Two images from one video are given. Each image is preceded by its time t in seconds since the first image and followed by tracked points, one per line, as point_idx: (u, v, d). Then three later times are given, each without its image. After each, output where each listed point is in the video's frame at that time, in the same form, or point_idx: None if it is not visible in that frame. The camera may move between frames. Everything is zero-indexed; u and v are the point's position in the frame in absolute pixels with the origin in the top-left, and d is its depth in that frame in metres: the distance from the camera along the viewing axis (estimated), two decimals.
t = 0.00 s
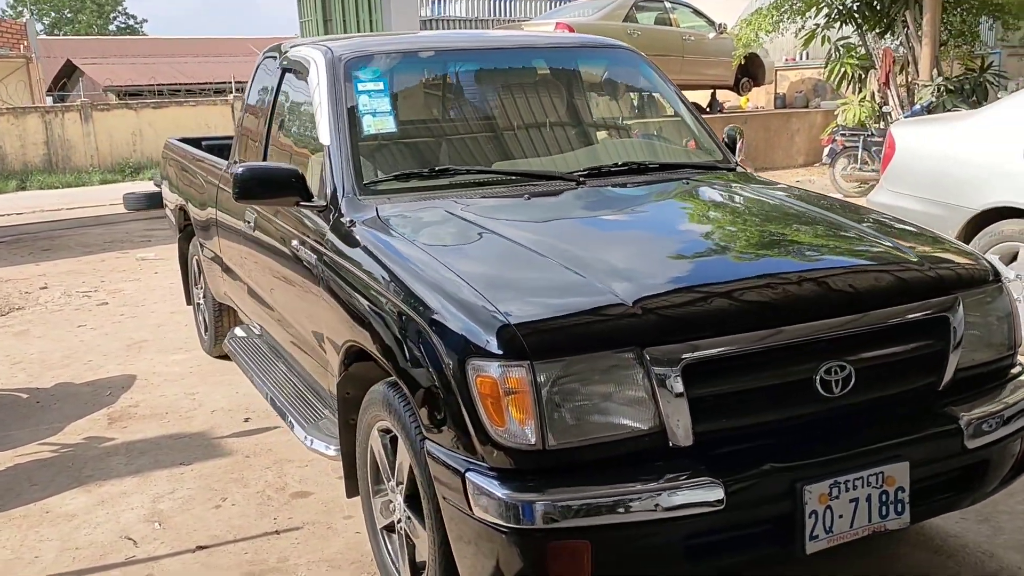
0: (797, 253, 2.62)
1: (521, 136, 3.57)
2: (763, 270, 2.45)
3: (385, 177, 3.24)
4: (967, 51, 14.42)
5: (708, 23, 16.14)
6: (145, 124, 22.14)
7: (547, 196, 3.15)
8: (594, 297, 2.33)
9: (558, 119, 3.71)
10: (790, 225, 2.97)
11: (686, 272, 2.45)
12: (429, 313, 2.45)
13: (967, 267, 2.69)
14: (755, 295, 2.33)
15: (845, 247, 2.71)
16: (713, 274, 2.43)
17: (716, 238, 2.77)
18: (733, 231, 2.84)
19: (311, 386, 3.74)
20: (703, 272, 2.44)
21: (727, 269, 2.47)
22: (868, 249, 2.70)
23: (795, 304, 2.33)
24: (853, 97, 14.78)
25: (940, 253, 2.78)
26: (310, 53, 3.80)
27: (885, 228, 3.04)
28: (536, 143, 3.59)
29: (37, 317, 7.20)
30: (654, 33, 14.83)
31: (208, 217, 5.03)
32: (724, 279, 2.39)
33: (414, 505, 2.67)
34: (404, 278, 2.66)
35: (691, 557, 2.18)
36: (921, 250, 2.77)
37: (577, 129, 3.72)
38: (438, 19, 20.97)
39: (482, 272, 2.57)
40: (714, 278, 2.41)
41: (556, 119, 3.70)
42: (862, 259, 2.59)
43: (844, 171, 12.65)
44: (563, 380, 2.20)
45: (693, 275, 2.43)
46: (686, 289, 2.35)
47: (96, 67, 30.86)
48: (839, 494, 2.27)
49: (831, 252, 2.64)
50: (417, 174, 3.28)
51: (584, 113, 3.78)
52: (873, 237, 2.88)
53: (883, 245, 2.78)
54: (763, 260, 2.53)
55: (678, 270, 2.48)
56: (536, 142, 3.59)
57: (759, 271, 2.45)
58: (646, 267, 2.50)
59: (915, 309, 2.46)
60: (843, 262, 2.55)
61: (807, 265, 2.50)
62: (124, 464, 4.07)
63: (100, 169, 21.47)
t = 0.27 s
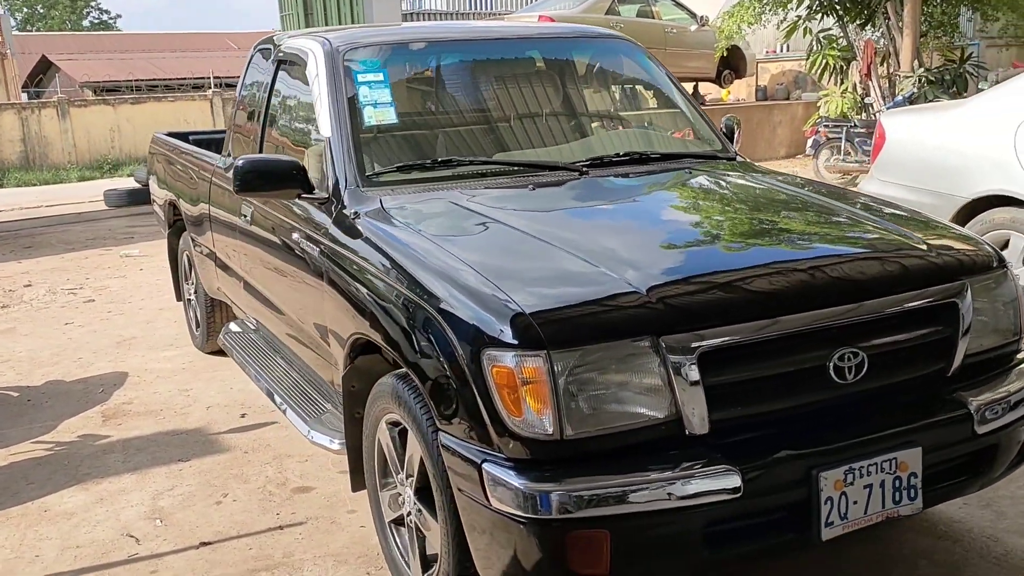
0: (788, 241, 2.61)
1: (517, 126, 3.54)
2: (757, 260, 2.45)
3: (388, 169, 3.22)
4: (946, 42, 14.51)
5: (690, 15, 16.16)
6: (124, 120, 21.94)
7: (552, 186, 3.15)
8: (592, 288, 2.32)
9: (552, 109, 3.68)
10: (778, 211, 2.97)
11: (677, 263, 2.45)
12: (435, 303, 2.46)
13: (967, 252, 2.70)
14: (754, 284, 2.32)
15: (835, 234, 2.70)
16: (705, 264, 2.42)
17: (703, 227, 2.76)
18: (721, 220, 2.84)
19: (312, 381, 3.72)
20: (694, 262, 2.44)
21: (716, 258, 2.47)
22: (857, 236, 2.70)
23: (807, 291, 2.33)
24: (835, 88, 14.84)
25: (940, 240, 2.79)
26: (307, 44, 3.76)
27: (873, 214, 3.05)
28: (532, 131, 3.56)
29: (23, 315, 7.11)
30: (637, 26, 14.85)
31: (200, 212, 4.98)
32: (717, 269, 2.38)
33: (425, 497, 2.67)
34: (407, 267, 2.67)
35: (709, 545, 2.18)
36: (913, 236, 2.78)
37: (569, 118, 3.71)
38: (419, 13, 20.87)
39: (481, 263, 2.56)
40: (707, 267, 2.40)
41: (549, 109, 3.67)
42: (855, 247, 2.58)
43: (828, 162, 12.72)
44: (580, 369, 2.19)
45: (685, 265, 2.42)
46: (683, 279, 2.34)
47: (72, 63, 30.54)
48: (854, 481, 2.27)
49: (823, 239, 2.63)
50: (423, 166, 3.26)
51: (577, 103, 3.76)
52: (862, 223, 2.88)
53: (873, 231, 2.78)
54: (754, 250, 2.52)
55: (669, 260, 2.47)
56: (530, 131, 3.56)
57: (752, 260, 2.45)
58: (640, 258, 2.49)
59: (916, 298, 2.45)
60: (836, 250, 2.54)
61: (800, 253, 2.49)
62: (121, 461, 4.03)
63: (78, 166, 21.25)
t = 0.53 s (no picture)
0: (778, 237, 2.57)
1: (508, 121, 3.49)
2: (752, 257, 2.41)
3: (388, 167, 3.16)
4: (923, 38, 14.60)
5: (669, 12, 16.17)
6: (98, 122, 21.70)
7: (557, 183, 3.11)
8: (589, 287, 2.27)
9: (543, 103, 3.63)
10: (766, 205, 2.95)
11: (670, 261, 2.40)
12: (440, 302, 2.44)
13: (968, 244, 2.67)
14: (756, 282, 2.27)
15: (825, 229, 2.66)
16: (698, 263, 2.37)
17: (691, 223, 2.72)
18: (708, 216, 2.80)
19: (310, 384, 3.65)
20: (686, 260, 2.39)
21: (708, 255, 2.43)
22: (846, 230, 2.66)
23: (821, 286, 2.30)
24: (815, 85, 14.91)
25: (941, 233, 2.75)
26: (301, 41, 3.69)
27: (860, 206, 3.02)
28: (524, 128, 3.52)
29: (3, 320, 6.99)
30: (617, 24, 14.84)
31: (189, 213, 4.90)
32: (714, 268, 2.34)
33: (434, 501, 2.62)
34: (409, 263, 2.65)
35: (731, 546, 2.15)
36: (906, 228, 2.74)
37: (561, 112, 3.67)
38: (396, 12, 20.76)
39: (482, 261, 2.52)
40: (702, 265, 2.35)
41: (540, 104, 3.62)
42: (850, 243, 2.53)
43: (809, 158, 12.77)
44: (598, 369, 2.15)
45: (678, 263, 2.38)
46: (684, 278, 2.29)
47: (44, 64, 30.16)
48: (874, 478, 2.24)
49: (816, 234, 2.59)
50: (425, 164, 3.21)
51: (568, 97, 3.71)
52: (850, 217, 2.84)
53: (865, 224, 2.75)
54: (747, 246, 2.48)
55: (661, 258, 2.42)
56: (524, 128, 3.52)
57: (746, 257, 2.41)
58: (632, 257, 2.44)
59: (919, 295, 2.41)
60: (830, 246, 2.49)
61: (793, 249, 2.45)
62: (113, 469, 3.94)
63: (53, 168, 20.98)
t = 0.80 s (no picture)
0: (771, 238, 2.53)
1: (503, 117, 3.44)
2: (750, 258, 2.37)
3: (392, 167, 3.11)
4: (904, 36, 14.67)
5: (651, 11, 16.17)
6: (76, 122, 21.49)
7: (564, 183, 3.06)
8: (588, 290, 2.23)
9: (538, 99, 3.57)
10: (756, 203, 2.93)
11: (664, 264, 2.36)
12: (443, 302, 2.43)
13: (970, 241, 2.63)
14: (762, 287, 2.23)
15: (816, 228, 2.62)
16: (694, 266, 2.33)
17: (682, 223, 2.68)
18: (698, 216, 2.77)
19: (310, 388, 3.59)
20: (681, 264, 2.35)
21: (702, 258, 2.39)
22: (839, 229, 2.63)
23: (836, 285, 2.27)
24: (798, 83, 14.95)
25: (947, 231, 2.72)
26: (298, 40, 3.63)
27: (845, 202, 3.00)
28: (519, 124, 3.47)
29: None
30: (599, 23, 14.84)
31: (180, 215, 4.82)
32: (713, 272, 2.29)
33: (446, 508, 2.57)
34: (410, 261, 2.64)
35: (755, 551, 2.11)
36: (902, 225, 2.71)
37: (556, 108, 3.61)
38: (377, 12, 20.65)
39: (487, 262, 2.48)
40: (699, 268, 2.32)
41: (535, 100, 3.56)
42: (848, 243, 2.48)
43: (794, 156, 12.80)
44: (619, 372, 2.11)
45: (673, 266, 2.34)
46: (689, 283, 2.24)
47: (18, 65, 29.80)
48: (897, 481, 2.22)
49: (810, 234, 2.56)
50: (429, 164, 3.16)
51: (562, 92, 3.65)
52: (841, 215, 2.81)
53: (860, 222, 2.71)
54: (743, 248, 2.44)
55: (655, 262, 2.38)
56: (518, 122, 3.47)
57: (742, 259, 2.37)
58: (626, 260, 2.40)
59: (924, 299, 2.36)
60: (826, 247, 2.45)
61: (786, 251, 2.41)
62: (108, 476, 3.86)
63: (30, 169, 20.72)
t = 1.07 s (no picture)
0: (763, 237, 2.52)
1: (499, 111, 3.40)
2: (746, 258, 2.36)
3: (395, 164, 3.08)
4: (890, 35, 14.73)
5: (638, 8, 16.15)
6: (57, 117, 21.29)
7: (569, 180, 3.05)
8: (586, 290, 2.22)
9: (535, 95, 3.52)
10: (748, 201, 2.92)
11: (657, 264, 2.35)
12: (447, 297, 2.43)
13: (966, 239, 2.62)
14: (765, 286, 2.21)
15: (810, 227, 2.61)
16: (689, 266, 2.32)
17: (676, 221, 2.67)
18: (689, 213, 2.76)
19: (310, 387, 3.57)
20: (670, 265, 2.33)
21: (697, 258, 2.38)
22: (832, 227, 2.62)
23: (844, 283, 2.27)
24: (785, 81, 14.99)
25: (949, 229, 2.71)
26: (298, 36, 3.60)
27: (833, 198, 3.00)
28: (516, 119, 3.42)
29: None
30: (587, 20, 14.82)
31: (174, 212, 4.78)
32: (711, 272, 2.28)
33: (454, 507, 2.56)
34: (411, 254, 2.64)
35: (770, 550, 2.11)
36: (895, 223, 2.70)
37: (552, 104, 3.55)
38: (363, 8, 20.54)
39: (492, 258, 2.48)
40: (695, 268, 2.30)
41: (532, 95, 3.51)
42: (844, 242, 2.47)
43: (781, 154, 12.84)
44: (635, 371, 2.09)
45: (666, 266, 2.33)
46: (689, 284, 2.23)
47: None
48: (909, 479, 2.22)
49: (804, 233, 2.55)
50: (434, 160, 3.13)
51: (558, 87, 3.60)
52: (831, 213, 2.80)
53: (853, 220, 2.71)
54: (737, 247, 2.43)
55: (647, 261, 2.37)
56: (513, 116, 3.42)
57: (737, 258, 2.36)
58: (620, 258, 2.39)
59: (926, 299, 2.35)
60: (822, 246, 2.43)
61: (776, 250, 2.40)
62: (104, 476, 3.82)
63: (11, 165, 20.51)
